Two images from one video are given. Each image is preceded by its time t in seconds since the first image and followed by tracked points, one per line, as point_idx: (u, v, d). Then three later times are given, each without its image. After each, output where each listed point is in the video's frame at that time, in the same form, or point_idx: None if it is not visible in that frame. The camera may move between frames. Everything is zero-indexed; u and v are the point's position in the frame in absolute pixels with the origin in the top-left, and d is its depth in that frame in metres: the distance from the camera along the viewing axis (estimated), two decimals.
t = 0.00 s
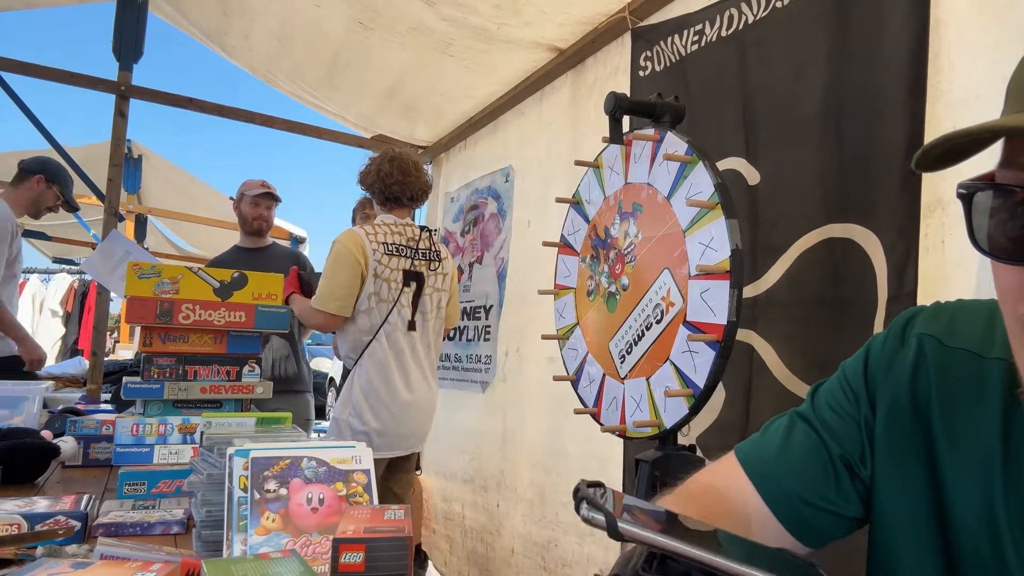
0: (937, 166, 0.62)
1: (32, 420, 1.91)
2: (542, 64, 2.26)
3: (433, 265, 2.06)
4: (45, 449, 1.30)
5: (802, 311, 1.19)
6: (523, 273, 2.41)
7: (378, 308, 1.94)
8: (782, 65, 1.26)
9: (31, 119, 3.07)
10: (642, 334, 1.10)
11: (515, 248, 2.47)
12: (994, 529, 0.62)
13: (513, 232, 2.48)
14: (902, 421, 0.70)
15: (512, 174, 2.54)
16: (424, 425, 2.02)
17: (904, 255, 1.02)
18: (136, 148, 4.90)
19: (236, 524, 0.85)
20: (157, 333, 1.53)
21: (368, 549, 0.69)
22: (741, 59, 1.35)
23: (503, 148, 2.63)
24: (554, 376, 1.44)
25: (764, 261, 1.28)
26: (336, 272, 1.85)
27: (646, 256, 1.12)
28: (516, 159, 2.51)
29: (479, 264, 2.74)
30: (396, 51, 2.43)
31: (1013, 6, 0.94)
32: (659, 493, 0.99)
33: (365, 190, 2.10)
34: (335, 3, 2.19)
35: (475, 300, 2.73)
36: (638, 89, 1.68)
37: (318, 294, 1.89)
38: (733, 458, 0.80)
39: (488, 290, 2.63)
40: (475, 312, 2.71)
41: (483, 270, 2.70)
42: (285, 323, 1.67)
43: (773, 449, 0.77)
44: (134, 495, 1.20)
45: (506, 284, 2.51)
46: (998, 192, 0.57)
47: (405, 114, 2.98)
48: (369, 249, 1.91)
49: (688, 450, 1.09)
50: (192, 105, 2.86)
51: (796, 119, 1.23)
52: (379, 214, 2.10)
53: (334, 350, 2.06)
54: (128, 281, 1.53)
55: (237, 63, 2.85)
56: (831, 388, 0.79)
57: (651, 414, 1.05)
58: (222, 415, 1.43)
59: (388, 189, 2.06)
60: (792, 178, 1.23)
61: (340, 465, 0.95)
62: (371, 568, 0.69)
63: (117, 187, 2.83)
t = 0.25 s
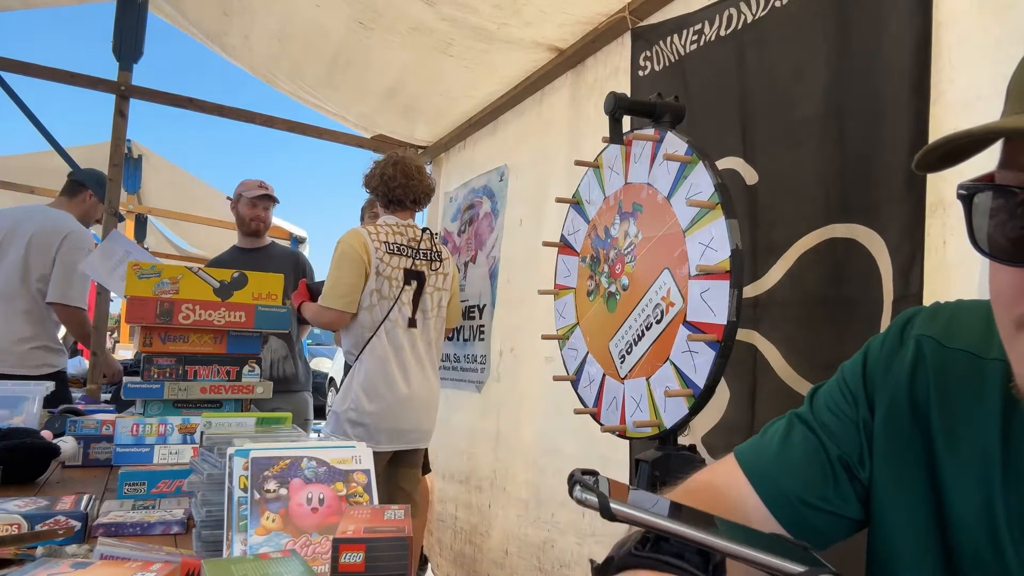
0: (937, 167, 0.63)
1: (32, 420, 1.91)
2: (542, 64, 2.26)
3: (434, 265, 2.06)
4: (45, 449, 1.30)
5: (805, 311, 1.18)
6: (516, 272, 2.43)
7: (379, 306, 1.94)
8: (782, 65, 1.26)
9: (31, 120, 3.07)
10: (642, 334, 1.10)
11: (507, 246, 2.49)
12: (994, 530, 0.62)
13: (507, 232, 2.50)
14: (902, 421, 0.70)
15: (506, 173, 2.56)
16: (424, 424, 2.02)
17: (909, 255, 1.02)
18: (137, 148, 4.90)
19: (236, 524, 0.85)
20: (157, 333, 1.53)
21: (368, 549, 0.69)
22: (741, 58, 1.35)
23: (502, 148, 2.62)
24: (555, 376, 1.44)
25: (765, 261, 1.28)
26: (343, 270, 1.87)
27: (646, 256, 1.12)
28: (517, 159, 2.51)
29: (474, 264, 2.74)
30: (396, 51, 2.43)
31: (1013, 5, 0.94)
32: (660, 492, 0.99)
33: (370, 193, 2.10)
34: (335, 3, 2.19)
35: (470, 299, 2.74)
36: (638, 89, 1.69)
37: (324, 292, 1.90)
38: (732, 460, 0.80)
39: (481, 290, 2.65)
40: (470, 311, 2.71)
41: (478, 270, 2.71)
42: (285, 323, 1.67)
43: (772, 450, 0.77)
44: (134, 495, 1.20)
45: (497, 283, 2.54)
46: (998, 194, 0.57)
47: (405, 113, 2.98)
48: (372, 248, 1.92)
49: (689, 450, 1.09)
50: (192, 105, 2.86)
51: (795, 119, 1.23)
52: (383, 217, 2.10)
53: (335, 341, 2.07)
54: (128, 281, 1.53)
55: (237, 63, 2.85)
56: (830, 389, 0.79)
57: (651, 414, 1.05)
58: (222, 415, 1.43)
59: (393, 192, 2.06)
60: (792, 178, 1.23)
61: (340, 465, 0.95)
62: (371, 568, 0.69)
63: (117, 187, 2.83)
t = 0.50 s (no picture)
0: (939, 167, 0.63)
1: (32, 420, 1.91)
2: (542, 64, 2.26)
3: (432, 266, 2.07)
4: (45, 449, 1.29)
5: (806, 311, 1.18)
6: (515, 272, 2.43)
7: (376, 306, 1.94)
8: (782, 64, 1.26)
9: (31, 119, 3.07)
10: (642, 334, 1.10)
11: (504, 246, 2.50)
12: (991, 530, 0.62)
13: (506, 232, 2.50)
14: (901, 421, 0.70)
15: (505, 173, 2.57)
16: (424, 424, 2.02)
17: (910, 255, 1.01)
18: (137, 148, 4.90)
19: (236, 524, 0.85)
20: (157, 333, 1.53)
21: (368, 549, 0.69)
22: (740, 58, 1.35)
23: (502, 148, 2.62)
24: (555, 376, 1.44)
25: (767, 261, 1.28)
26: (339, 270, 1.87)
27: (646, 256, 1.12)
28: (517, 159, 2.51)
29: (474, 264, 2.73)
30: (396, 51, 2.43)
31: (1013, 5, 0.94)
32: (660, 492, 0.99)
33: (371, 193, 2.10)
34: (335, 3, 2.19)
35: (468, 299, 2.73)
36: (638, 89, 1.69)
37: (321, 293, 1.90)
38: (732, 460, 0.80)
39: (479, 289, 2.66)
40: (468, 311, 2.71)
41: (476, 270, 2.71)
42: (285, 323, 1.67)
43: (771, 450, 0.77)
44: (134, 495, 1.20)
45: (494, 282, 2.55)
46: (996, 194, 0.57)
47: (405, 113, 2.98)
48: (369, 249, 1.92)
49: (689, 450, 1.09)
50: (192, 105, 2.86)
51: (795, 119, 1.23)
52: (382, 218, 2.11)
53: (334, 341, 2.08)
54: (128, 281, 1.53)
55: (237, 63, 2.85)
56: (829, 389, 0.79)
57: (651, 414, 1.05)
58: (222, 415, 1.43)
59: (395, 194, 2.07)
60: (792, 178, 1.23)
61: (340, 465, 0.94)
62: (371, 568, 0.69)
63: (117, 187, 2.83)
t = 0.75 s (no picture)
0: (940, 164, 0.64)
1: (32, 420, 1.91)
2: (542, 64, 2.26)
3: (433, 267, 2.07)
4: (45, 449, 1.29)
5: (808, 311, 1.18)
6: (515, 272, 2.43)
7: (378, 308, 1.94)
8: (782, 64, 1.26)
9: (31, 119, 3.07)
10: (642, 334, 1.10)
11: (504, 247, 2.50)
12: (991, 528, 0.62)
13: (506, 232, 2.50)
14: (902, 419, 0.70)
15: (506, 173, 2.57)
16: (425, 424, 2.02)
17: (911, 255, 1.01)
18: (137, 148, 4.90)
19: (236, 524, 0.85)
20: (157, 333, 1.53)
21: (368, 549, 0.69)
22: (741, 58, 1.35)
23: (502, 148, 2.62)
24: (554, 376, 1.44)
25: (768, 260, 1.28)
26: (340, 272, 1.87)
27: (646, 256, 1.12)
28: (517, 159, 2.51)
29: (474, 264, 2.74)
30: (397, 51, 2.43)
31: (1013, 5, 0.94)
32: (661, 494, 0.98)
33: (372, 194, 2.11)
34: (335, 3, 2.19)
35: (469, 299, 2.73)
36: (639, 89, 1.69)
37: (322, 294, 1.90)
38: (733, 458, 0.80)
39: (479, 289, 2.65)
40: (468, 312, 2.71)
41: (476, 271, 2.71)
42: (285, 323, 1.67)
43: (773, 447, 0.77)
44: (134, 495, 1.20)
45: (493, 282, 2.56)
46: (994, 191, 0.57)
47: (405, 113, 2.98)
48: (371, 251, 1.92)
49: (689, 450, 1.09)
50: (192, 105, 2.86)
51: (795, 119, 1.23)
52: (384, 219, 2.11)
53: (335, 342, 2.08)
54: (128, 281, 1.53)
55: (237, 63, 2.85)
56: (831, 386, 0.80)
57: (651, 414, 1.05)
58: (222, 415, 1.43)
59: (397, 196, 2.08)
60: (792, 178, 1.23)
61: (340, 465, 0.94)
62: (370, 568, 0.69)
63: (117, 187, 2.83)
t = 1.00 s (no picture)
0: (949, 155, 0.65)
1: (33, 420, 1.91)
2: (542, 64, 2.26)
3: (435, 268, 2.07)
4: (45, 448, 1.29)
5: (806, 311, 1.18)
6: (515, 272, 2.43)
7: (380, 308, 1.94)
8: (781, 65, 1.26)
9: (31, 119, 3.07)
10: (642, 334, 1.10)
11: (504, 247, 2.50)
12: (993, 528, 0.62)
13: (507, 232, 2.49)
14: (902, 421, 0.70)
15: (506, 173, 2.56)
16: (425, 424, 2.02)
17: (911, 255, 1.01)
18: (137, 148, 4.90)
19: (236, 524, 0.85)
20: (157, 333, 1.54)
21: (368, 549, 0.69)
22: (740, 57, 1.35)
23: (502, 147, 2.62)
24: (554, 376, 1.44)
25: (764, 260, 1.28)
26: (343, 272, 1.87)
27: (646, 256, 1.12)
28: (517, 159, 2.51)
29: (475, 265, 2.74)
30: (396, 51, 2.43)
31: (1012, 5, 0.94)
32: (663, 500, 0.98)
33: (374, 194, 2.10)
34: (335, 3, 2.19)
35: (470, 299, 2.73)
36: (638, 89, 1.69)
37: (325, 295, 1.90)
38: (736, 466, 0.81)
39: (480, 289, 2.65)
40: (470, 312, 2.70)
41: (477, 271, 2.71)
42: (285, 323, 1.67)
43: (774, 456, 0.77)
44: (134, 495, 1.20)
45: (494, 282, 2.55)
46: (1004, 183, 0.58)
47: (405, 113, 2.98)
48: (373, 251, 1.92)
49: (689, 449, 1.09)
50: (192, 105, 2.86)
51: (793, 119, 1.23)
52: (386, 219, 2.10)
53: (336, 343, 2.08)
54: (128, 281, 1.53)
55: (237, 63, 2.85)
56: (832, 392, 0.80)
57: (651, 414, 1.05)
58: (222, 415, 1.43)
59: (400, 196, 2.08)
60: (790, 178, 1.23)
61: (340, 465, 0.94)
62: (371, 568, 0.69)
63: (118, 187, 2.83)
